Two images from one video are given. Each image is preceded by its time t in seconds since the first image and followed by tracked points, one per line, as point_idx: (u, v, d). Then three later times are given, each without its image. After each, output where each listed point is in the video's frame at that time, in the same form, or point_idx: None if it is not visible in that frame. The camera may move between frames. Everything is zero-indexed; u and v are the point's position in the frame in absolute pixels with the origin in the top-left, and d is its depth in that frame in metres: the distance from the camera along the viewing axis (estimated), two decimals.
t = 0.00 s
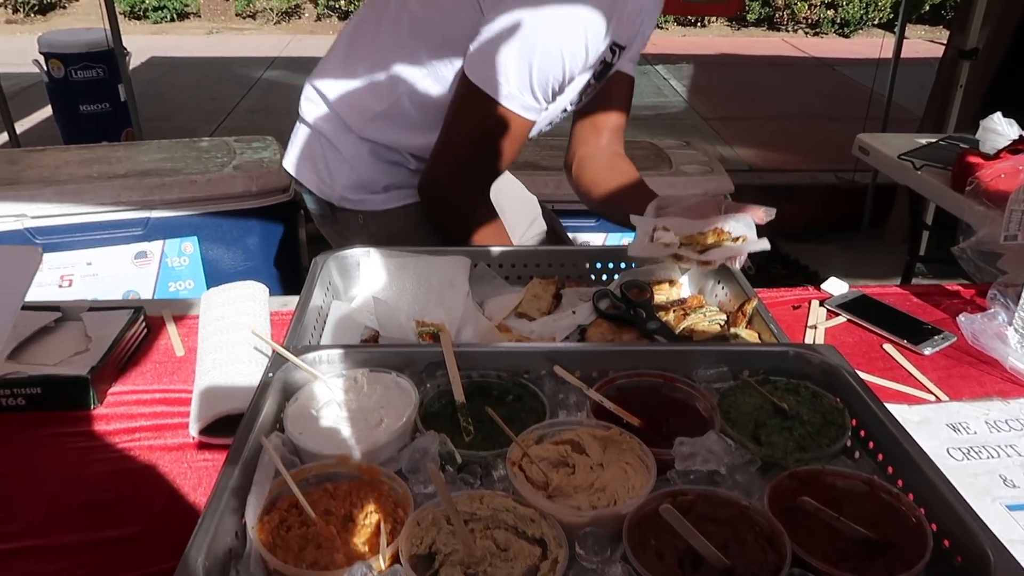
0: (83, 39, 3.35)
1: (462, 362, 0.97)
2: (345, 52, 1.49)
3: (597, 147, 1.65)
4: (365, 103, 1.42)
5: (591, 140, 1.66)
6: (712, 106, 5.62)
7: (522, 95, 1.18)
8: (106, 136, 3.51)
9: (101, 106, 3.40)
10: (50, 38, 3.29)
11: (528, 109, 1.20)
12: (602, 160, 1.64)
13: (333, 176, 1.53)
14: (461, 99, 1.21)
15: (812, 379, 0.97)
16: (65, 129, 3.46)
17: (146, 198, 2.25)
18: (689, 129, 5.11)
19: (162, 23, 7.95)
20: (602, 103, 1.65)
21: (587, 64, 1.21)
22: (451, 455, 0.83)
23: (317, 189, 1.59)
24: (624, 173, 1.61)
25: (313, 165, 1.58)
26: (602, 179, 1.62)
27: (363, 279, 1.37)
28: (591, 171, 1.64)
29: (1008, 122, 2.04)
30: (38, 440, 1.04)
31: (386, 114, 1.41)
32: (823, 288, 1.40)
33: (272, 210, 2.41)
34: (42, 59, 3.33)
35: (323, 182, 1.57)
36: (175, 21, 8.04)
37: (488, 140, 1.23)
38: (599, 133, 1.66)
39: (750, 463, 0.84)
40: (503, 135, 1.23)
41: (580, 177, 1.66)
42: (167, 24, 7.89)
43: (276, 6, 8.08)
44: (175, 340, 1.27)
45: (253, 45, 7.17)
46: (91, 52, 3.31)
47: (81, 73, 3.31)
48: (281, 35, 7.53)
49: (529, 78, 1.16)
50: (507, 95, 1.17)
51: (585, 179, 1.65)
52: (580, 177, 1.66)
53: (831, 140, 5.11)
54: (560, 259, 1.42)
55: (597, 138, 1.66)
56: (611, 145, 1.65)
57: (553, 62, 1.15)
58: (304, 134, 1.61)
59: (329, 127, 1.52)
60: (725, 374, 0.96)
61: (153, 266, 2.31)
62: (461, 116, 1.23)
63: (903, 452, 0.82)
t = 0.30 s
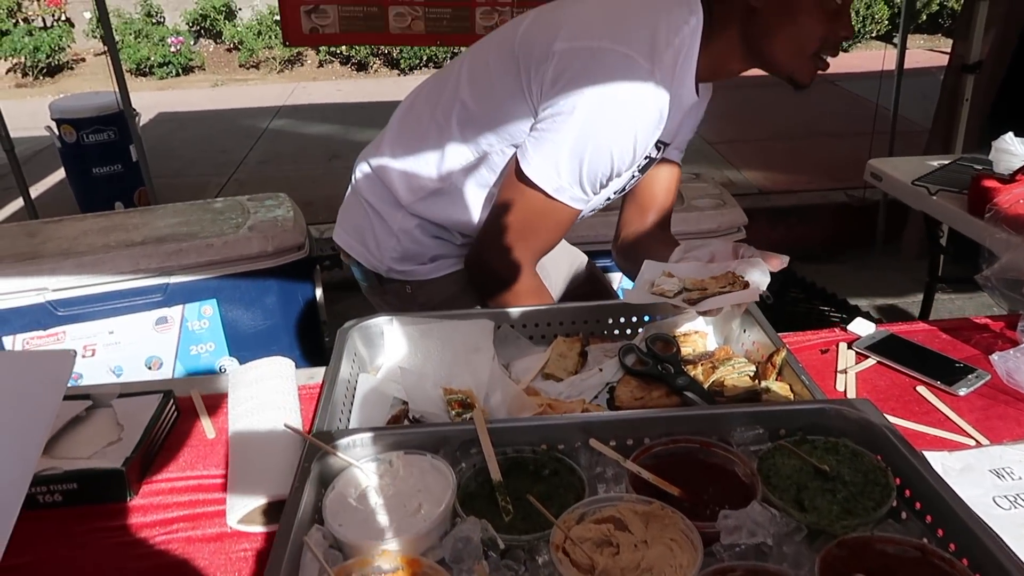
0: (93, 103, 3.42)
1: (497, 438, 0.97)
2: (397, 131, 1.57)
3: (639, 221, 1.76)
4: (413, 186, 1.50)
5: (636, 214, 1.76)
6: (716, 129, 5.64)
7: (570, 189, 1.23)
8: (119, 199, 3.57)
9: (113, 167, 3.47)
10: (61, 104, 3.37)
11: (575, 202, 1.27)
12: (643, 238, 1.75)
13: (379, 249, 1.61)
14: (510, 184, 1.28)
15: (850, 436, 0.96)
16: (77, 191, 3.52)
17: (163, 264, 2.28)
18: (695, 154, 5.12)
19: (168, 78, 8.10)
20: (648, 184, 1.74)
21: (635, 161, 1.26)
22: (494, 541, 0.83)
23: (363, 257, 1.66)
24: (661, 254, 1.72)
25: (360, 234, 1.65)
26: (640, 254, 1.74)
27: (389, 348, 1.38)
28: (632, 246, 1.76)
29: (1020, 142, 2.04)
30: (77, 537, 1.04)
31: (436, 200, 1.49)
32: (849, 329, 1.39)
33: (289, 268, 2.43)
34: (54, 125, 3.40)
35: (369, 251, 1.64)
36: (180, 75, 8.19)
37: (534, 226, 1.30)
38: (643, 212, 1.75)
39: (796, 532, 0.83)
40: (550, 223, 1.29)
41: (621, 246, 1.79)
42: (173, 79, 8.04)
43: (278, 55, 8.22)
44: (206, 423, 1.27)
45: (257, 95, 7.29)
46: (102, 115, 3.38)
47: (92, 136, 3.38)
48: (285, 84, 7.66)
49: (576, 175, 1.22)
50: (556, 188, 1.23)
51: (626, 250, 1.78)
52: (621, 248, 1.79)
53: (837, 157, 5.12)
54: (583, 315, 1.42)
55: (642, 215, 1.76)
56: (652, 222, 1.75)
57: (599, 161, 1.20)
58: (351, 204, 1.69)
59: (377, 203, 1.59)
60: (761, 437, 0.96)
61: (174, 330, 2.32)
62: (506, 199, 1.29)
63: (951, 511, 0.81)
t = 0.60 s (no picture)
0: (107, 155, 3.48)
1: (513, 502, 0.96)
2: (428, 191, 1.60)
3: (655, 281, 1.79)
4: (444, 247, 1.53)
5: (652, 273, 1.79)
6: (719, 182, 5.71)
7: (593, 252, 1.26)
8: (129, 250, 3.60)
9: (124, 218, 3.52)
10: (76, 156, 3.43)
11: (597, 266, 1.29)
12: (655, 296, 1.79)
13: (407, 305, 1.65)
14: (534, 246, 1.31)
15: (871, 502, 0.96)
16: (87, 242, 3.56)
17: (173, 316, 2.30)
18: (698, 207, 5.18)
19: (178, 130, 8.27)
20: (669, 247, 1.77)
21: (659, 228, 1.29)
22: None
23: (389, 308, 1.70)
24: (669, 315, 1.76)
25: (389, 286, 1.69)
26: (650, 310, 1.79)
27: (402, 406, 1.38)
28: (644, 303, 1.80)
29: None
30: None
31: (466, 264, 1.52)
32: (862, 390, 1.39)
33: (298, 321, 2.45)
34: (67, 176, 3.46)
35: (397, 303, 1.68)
36: (191, 128, 8.38)
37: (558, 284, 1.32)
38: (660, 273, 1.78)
39: None
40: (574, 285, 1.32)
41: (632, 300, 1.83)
42: (183, 131, 8.20)
43: (287, 108, 8.40)
44: (217, 480, 1.27)
45: (267, 148, 7.43)
46: (114, 167, 3.44)
47: (104, 188, 3.43)
48: (294, 137, 7.81)
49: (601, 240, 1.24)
50: (580, 254, 1.26)
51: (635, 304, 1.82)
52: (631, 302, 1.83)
53: (840, 211, 5.17)
54: (596, 374, 1.42)
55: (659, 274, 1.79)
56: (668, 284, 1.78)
57: (625, 228, 1.23)
58: (379, 254, 1.72)
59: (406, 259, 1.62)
60: (780, 502, 0.95)
61: (181, 383, 2.32)
62: (531, 260, 1.31)
63: None
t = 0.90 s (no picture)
0: (113, 201, 3.56)
1: (513, 549, 0.96)
2: (422, 233, 1.64)
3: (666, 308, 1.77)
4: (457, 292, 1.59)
5: (664, 300, 1.77)
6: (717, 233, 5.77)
7: (548, 278, 1.30)
8: (131, 294, 3.62)
9: (127, 263, 3.56)
10: (82, 203, 3.51)
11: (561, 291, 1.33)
12: (666, 328, 1.77)
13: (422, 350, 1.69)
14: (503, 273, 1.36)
15: (873, 554, 0.95)
16: (89, 287, 3.60)
17: (173, 361, 2.30)
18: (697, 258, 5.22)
19: (184, 177, 8.40)
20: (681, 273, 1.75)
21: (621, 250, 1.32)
22: None
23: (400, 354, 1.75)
24: (683, 350, 1.75)
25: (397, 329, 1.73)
26: (664, 340, 1.77)
27: (401, 453, 1.38)
28: (657, 332, 1.77)
29: (1020, 254, 2.10)
30: None
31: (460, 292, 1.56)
32: (863, 440, 1.38)
33: (298, 367, 2.45)
34: (73, 223, 3.53)
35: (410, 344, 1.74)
36: (197, 175, 8.51)
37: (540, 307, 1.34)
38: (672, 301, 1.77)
39: None
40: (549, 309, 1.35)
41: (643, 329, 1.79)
42: (189, 178, 8.33)
43: (292, 156, 8.54)
44: (214, 526, 1.27)
45: (271, 196, 7.53)
46: (120, 213, 3.51)
47: (109, 233, 3.49)
48: (298, 185, 7.92)
49: (558, 268, 1.28)
50: (536, 280, 1.30)
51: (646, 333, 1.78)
52: (643, 330, 1.79)
53: (839, 263, 5.22)
54: (595, 422, 1.43)
55: (670, 300, 1.77)
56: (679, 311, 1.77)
57: (581, 254, 1.27)
58: (383, 276, 1.78)
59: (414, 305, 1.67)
60: (781, 552, 0.95)
61: (179, 428, 2.32)
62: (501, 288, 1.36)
63: None
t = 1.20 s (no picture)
0: (121, 199, 3.56)
1: (519, 531, 0.95)
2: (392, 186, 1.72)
3: (681, 272, 1.75)
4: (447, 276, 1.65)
5: (673, 265, 1.75)
6: (721, 250, 5.76)
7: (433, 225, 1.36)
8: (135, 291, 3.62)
9: (132, 261, 3.56)
10: (90, 200, 3.51)
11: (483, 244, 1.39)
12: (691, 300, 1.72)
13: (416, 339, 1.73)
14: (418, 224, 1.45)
15: (884, 547, 0.94)
16: (94, 284, 3.60)
17: (176, 354, 2.29)
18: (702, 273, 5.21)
19: (191, 181, 8.44)
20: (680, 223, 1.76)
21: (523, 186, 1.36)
22: None
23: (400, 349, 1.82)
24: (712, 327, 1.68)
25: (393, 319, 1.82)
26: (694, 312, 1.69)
27: (405, 440, 1.37)
28: (684, 305, 1.71)
29: None
30: None
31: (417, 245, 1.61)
32: (871, 442, 1.37)
33: (301, 363, 2.44)
34: (80, 220, 3.53)
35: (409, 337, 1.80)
36: (204, 179, 8.55)
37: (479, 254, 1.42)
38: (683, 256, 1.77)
39: None
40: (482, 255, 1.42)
41: (666, 304, 1.73)
42: (196, 182, 8.36)
43: (299, 163, 8.56)
44: (215, 507, 1.25)
45: (277, 201, 7.55)
46: (127, 212, 3.51)
47: (115, 231, 3.49)
48: (304, 192, 7.94)
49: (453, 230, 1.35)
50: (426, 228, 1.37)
51: (673, 313, 1.71)
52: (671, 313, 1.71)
53: (844, 281, 5.21)
54: (602, 416, 1.41)
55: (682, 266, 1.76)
56: (694, 270, 1.75)
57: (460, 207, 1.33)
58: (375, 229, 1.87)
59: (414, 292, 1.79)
60: (791, 542, 0.94)
61: (180, 421, 2.30)
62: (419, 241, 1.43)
63: None
